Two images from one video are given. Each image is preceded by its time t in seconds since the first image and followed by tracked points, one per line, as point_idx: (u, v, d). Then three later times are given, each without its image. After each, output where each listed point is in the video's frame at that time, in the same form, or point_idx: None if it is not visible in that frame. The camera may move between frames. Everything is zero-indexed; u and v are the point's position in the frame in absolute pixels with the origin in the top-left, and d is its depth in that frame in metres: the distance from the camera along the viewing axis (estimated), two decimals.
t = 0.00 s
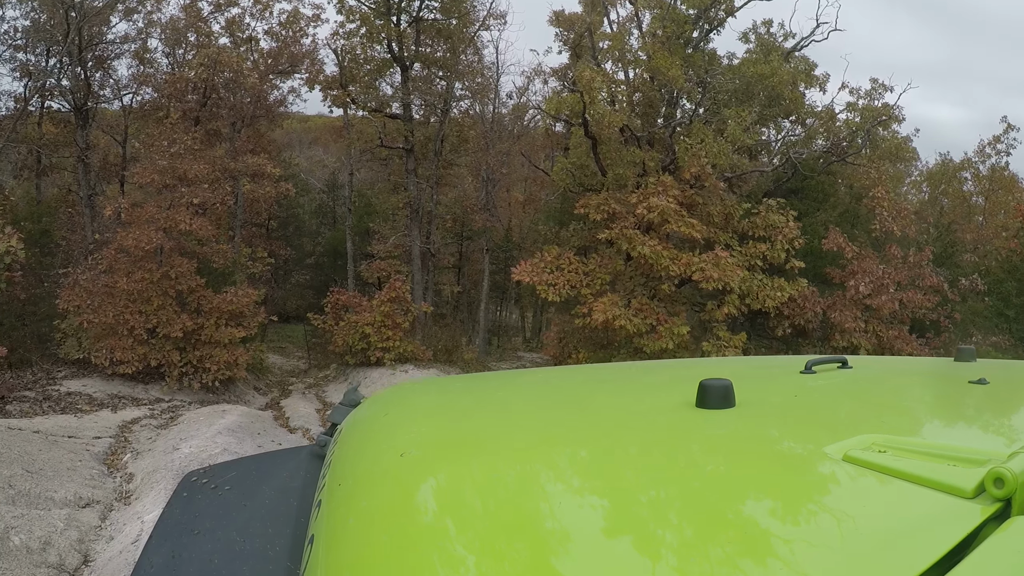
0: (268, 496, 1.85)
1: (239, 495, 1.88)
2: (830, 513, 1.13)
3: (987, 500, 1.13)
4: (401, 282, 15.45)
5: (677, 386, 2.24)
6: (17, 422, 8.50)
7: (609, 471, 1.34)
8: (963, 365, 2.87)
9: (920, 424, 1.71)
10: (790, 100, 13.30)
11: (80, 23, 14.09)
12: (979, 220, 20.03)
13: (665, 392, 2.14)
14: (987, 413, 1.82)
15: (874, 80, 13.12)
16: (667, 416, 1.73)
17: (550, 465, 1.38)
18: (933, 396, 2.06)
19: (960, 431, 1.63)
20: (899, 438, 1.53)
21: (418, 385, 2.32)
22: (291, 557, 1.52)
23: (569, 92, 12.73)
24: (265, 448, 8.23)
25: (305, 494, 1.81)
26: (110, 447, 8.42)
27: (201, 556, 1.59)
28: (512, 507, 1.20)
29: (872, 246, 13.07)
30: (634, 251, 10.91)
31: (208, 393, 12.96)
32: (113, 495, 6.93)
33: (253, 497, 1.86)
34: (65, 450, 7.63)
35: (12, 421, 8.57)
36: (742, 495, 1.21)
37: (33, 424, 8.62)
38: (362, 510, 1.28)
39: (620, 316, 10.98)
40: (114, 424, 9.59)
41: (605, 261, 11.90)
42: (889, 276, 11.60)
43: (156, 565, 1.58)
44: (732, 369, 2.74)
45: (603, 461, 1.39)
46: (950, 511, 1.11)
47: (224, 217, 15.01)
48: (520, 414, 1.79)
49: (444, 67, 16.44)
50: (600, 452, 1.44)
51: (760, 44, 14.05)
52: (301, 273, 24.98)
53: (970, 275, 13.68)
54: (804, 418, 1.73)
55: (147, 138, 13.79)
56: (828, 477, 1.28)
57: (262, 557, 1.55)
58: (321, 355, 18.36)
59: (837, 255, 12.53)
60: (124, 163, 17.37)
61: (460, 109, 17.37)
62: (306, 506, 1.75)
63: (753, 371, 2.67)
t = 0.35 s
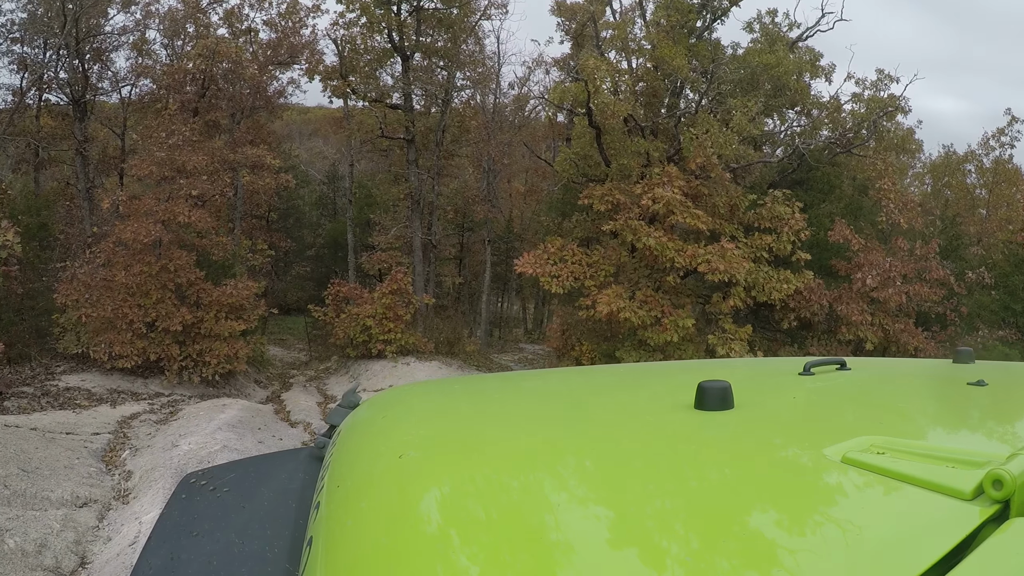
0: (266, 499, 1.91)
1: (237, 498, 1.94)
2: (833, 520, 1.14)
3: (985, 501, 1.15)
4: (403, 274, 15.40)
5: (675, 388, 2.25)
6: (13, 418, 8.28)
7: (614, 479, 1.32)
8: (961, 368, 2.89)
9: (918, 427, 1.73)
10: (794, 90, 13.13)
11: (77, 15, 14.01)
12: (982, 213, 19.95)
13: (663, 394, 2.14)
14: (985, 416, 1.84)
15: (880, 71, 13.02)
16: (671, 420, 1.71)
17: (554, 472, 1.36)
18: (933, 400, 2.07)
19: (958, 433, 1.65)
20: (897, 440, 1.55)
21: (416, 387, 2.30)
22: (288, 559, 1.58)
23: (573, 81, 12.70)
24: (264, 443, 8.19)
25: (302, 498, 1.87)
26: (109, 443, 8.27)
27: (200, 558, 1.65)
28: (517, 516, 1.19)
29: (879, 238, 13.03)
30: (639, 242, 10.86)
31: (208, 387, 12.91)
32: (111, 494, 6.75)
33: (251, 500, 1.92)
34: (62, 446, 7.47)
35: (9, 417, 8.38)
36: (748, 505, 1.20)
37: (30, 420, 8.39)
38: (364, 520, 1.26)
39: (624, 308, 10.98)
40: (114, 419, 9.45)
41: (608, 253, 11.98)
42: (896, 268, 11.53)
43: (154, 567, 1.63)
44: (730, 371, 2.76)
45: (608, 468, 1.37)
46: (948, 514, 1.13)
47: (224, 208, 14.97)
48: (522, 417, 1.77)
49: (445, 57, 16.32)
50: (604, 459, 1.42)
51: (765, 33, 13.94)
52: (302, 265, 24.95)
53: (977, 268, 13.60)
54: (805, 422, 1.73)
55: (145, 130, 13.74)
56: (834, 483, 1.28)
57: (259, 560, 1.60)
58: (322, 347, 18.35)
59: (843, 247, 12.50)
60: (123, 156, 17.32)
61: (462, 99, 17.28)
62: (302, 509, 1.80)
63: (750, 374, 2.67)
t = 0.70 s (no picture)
0: (264, 500, 1.89)
1: (235, 499, 1.92)
2: (839, 529, 1.15)
3: (984, 504, 1.20)
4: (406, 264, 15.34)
5: (672, 390, 2.26)
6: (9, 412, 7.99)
7: (618, 487, 1.31)
8: (960, 370, 2.90)
9: (915, 428, 1.76)
10: (806, 80, 12.99)
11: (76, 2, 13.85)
12: (989, 207, 19.84)
13: (659, 395, 2.14)
14: (981, 417, 1.88)
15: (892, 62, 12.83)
16: (671, 424, 1.70)
17: (557, 480, 1.34)
18: (931, 402, 2.09)
19: (954, 436, 1.69)
20: (895, 442, 1.59)
21: (409, 388, 2.28)
22: (288, 562, 1.56)
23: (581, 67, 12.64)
24: (267, 439, 7.89)
25: (300, 500, 1.86)
26: (108, 438, 8.00)
27: (198, 560, 1.63)
28: (524, 527, 1.17)
29: (890, 232, 13.04)
30: (649, 233, 10.83)
31: (208, 378, 12.93)
32: (108, 492, 6.45)
33: (248, 502, 1.89)
34: (59, 442, 7.16)
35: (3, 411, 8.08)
36: (755, 513, 1.20)
37: (27, 415, 8.14)
38: (364, 531, 1.23)
39: (633, 300, 10.96)
40: (113, 413, 9.29)
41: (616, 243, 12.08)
42: (909, 263, 11.39)
43: (152, 569, 1.61)
44: (724, 372, 2.79)
45: (611, 476, 1.36)
46: (948, 516, 1.18)
47: (225, 197, 14.88)
48: (519, 420, 1.75)
49: (449, 44, 16.17)
50: (607, 465, 1.41)
51: (775, 22, 13.76)
52: (303, 254, 24.85)
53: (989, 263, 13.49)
54: (805, 426, 1.73)
55: (146, 117, 13.61)
56: (840, 491, 1.29)
57: (258, 563, 1.59)
58: (323, 336, 18.30)
59: (853, 241, 12.50)
60: (124, 144, 17.19)
61: (467, 86, 17.16)
62: (301, 512, 1.78)
63: (746, 375, 2.67)
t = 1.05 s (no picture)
0: (263, 500, 1.91)
1: (235, 498, 1.94)
2: (847, 536, 1.16)
3: (983, 503, 1.23)
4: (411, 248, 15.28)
5: (672, 391, 2.28)
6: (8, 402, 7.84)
7: (625, 499, 1.31)
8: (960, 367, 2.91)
9: (914, 429, 1.79)
10: (818, 63, 12.88)
11: None
12: (997, 194, 19.73)
13: (660, 397, 2.16)
14: (978, 417, 1.92)
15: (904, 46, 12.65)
16: (673, 429, 1.70)
17: (564, 487, 1.36)
18: (930, 403, 2.11)
19: (952, 435, 1.72)
20: (894, 441, 1.62)
21: (405, 394, 2.28)
22: (287, 563, 1.59)
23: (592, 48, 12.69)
24: (271, 428, 7.62)
25: (300, 500, 1.89)
26: (108, 427, 7.85)
27: (198, 559, 1.65)
28: (532, 540, 1.18)
29: (902, 218, 13.26)
30: (659, 217, 11.16)
31: (211, 364, 12.88)
32: (107, 485, 6.23)
33: (248, 501, 1.91)
34: (57, 433, 6.97)
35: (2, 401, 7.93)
36: (762, 517, 1.22)
37: (25, 404, 8.00)
38: (369, 547, 1.22)
39: (643, 285, 11.29)
40: (113, 400, 9.22)
41: (624, 228, 12.49)
42: (922, 250, 11.38)
43: (152, 568, 1.62)
44: (723, 372, 2.81)
45: (616, 484, 1.36)
46: (949, 515, 1.21)
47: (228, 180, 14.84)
48: (520, 426, 1.75)
49: (453, 26, 16.03)
50: (610, 475, 1.41)
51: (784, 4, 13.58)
52: (306, 239, 24.76)
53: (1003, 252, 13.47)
54: (805, 427, 1.76)
55: (146, 99, 13.51)
56: (843, 494, 1.32)
57: (259, 563, 1.62)
58: (326, 321, 18.27)
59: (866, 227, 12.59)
60: (125, 128, 17.07)
61: (472, 69, 17.22)
62: (301, 512, 1.81)
63: (743, 375, 2.69)
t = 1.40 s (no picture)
0: (262, 499, 1.97)
1: (235, 497, 2.00)
2: (856, 538, 1.15)
3: (982, 501, 1.22)
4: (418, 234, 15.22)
5: (672, 390, 2.27)
6: (6, 391, 7.73)
7: (629, 504, 1.30)
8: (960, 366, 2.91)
9: (914, 427, 1.78)
10: (833, 53, 12.91)
11: None
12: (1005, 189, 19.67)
13: (659, 397, 2.16)
14: (979, 415, 1.90)
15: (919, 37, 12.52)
16: (675, 431, 1.69)
17: (567, 492, 1.35)
18: (931, 402, 2.11)
19: (953, 434, 1.70)
20: (894, 441, 1.61)
21: (404, 396, 2.27)
22: (285, 559, 1.65)
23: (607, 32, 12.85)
24: (274, 419, 7.61)
25: (299, 497, 1.95)
26: (107, 418, 7.77)
27: (197, 558, 1.71)
28: (534, 549, 1.17)
29: (915, 210, 13.49)
30: (672, 206, 11.30)
31: (214, 351, 12.86)
32: (106, 479, 6.15)
33: (246, 500, 1.98)
34: (55, 424, 6.85)
35: None
36: (765, 522, 1.21)
37: (23, 393, 7.91)
38: (373, 556, 1.22)
39: (655, 275, 11.51)
40: (114, 389, 9.20)
41: (635, 218, 12.75)
42: (935, 244, 11.56)
43: (151, 568, 1.67)
44: (722, 371, 2.82)
45: (617, 489, 1.36)
46: (949, 514, 1.19)
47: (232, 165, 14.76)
48: (521, 430, 1.75)
49: (461, 11, 15.85)
50: (614, 479, 1.40)
51: None
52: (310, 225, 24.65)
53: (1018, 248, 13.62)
54: (806, 428, 1.75)
55: (150, 83, 13.40)
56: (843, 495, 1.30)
57: (257, 561, 1.67)
58: (331, 307, 18.27)
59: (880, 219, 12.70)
60: (128, 113, 16.96)
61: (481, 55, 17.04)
62: (299, 509, 1.88)
63: (744, 375, 2.68)
